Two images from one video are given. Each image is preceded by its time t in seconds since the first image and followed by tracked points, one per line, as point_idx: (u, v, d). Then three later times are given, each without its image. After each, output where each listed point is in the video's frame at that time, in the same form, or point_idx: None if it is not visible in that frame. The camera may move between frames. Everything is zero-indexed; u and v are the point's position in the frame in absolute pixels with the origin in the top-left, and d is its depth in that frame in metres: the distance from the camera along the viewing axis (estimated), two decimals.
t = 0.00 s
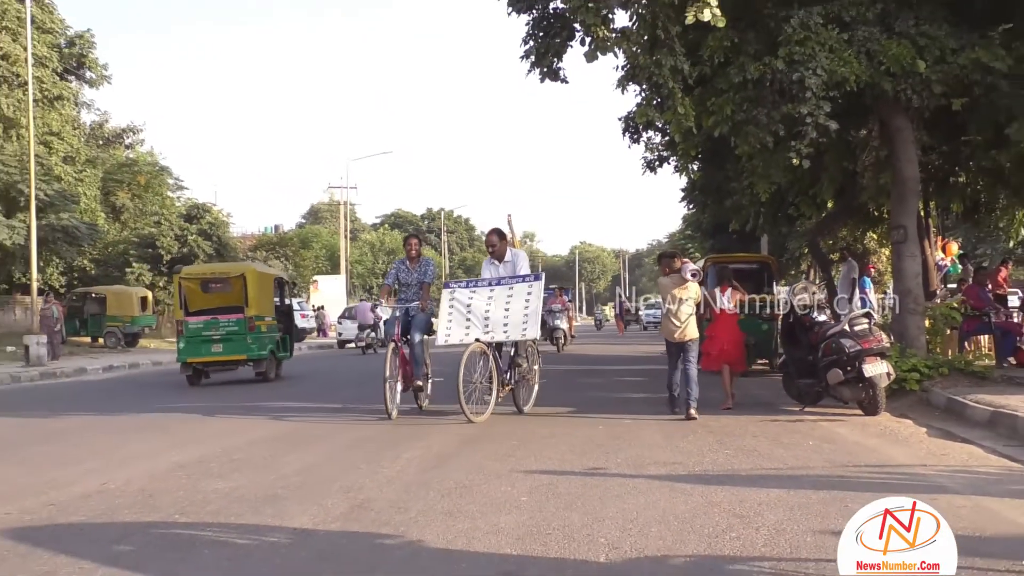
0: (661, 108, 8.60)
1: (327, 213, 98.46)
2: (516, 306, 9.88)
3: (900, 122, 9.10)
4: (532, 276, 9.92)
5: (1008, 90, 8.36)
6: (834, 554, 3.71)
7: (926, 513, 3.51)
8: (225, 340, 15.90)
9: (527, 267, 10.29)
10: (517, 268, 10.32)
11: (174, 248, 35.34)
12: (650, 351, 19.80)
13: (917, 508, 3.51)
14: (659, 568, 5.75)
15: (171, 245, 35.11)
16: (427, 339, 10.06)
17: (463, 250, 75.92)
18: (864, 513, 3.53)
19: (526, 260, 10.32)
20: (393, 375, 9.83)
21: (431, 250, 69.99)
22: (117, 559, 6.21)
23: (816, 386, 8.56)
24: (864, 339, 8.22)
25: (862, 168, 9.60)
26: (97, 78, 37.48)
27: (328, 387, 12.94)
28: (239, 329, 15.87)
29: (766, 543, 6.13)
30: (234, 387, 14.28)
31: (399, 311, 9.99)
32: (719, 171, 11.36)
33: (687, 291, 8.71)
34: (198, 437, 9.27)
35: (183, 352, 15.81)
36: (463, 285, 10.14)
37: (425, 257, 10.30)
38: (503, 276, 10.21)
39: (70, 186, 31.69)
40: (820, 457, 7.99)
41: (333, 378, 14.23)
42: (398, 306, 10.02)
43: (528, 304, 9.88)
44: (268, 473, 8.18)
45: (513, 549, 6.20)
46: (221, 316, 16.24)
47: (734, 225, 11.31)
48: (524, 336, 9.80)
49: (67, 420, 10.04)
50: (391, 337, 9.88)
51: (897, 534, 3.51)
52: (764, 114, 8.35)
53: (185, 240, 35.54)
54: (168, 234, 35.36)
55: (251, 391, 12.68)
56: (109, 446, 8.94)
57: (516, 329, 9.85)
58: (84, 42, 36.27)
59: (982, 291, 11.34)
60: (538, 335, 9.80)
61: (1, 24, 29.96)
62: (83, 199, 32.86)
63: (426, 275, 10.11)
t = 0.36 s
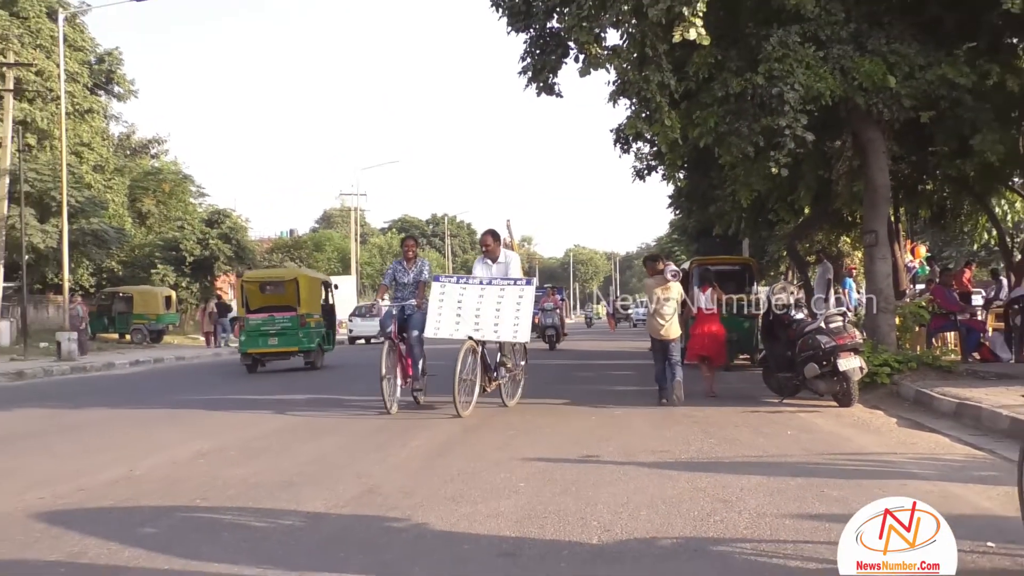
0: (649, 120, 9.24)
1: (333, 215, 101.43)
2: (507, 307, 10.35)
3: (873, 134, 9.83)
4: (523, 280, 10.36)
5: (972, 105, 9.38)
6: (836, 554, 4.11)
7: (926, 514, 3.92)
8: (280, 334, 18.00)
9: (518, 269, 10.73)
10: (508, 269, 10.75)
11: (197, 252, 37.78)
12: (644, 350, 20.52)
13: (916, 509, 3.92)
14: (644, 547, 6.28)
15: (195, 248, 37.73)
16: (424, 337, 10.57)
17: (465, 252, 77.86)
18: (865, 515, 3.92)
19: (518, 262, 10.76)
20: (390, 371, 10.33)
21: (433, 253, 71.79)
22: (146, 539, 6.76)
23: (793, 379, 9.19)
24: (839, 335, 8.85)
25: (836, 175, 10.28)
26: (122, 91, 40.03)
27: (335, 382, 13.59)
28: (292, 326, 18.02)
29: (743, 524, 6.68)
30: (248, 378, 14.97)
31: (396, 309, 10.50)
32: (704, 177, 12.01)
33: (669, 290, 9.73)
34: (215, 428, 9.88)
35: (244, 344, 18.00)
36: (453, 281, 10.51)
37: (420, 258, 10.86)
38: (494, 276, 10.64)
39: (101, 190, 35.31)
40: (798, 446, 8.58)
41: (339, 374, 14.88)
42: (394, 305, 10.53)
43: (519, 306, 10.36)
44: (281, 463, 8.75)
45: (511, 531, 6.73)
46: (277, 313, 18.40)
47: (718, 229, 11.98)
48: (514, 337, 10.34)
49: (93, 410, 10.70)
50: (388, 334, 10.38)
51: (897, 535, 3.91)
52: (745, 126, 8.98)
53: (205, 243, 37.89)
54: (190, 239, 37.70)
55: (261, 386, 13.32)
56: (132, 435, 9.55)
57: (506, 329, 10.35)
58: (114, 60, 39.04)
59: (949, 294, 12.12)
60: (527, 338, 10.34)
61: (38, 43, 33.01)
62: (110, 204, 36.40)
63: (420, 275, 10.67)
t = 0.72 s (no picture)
0: (638, 133, 10.15)
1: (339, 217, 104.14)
2: (501, 308, 10.73)
3: (847, 146, 10.83)
4: (518, 283, 10.72)
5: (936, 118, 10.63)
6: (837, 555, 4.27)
7: (925, 513, 4.10)
8: (325, 329, 21.37)
9: (513, 271, 11.10)
10: (502, 271, 11.10)
11: (218, 254, 41.89)
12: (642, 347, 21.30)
13: (916, 510, 4.10)
14: (634, 528, 6.79)
15: (217, 251, 41.86)
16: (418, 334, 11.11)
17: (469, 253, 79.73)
18: (865, 514, 4.09)
19: (513, 264, 11.14)
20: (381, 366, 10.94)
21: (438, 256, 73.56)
22: (175, 519, 7.38)
23: (773, 372, 9.92)
24: (815, 332, 9.54)
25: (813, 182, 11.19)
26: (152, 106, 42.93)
27: (346, 377, 14.31)
28: (334, 322, 21.34)
29: (726, 507, 7.24)
30: (261, 372, 15.75)
31: (390, 308, 11.05)
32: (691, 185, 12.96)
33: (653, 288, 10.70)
34: (233, 420, 10.57)
35: (293, 337, 21.25)
36: (450, 279, 10.76)
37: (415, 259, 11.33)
38: (489, 277, 10.98)
39: (128, 199, 37.74)
40: (776, 435, 9.26)
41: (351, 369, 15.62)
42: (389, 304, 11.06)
43: (513, 308, 10.77)
44: (295, 451, 9.38)
45: (511, 514, 7.30)
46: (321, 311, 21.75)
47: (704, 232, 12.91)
48: (508, 337, 10.75)
49: (118, 402, 11.43)
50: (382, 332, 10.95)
51: (898, 533, 4.10)
52: (728, 137, 9.87)
53: (228, 247, 42.01)
54: (212, 243, 41.84)
55: (276, 380, 14.08)
56: (156, 426, 10.23)
57: (500, 329, 10.76)
58: (141, 76, 42.04)
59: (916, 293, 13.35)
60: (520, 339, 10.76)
61: (70, 60, 36.36)
62: (138, 210, 39.34)
63: (414, 276, 11.16)
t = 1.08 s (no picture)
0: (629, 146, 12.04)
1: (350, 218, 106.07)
2: (501, 306, 10.61)
3: (820, 156, 13.04)
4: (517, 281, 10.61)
5: (903, 131, 12.76)
6: (837, 557, 4.19)
7: (925, 514, 4.03)
8: (362, 325, 23.05)
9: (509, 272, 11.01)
10: (498, 272, 11.05)
11: (239, 256, 43.17)
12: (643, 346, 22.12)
13: (916, 509, 4.02)
14: (624, 511, 7.09)
15: (238, 252, 43.06)
16: (413, 333, 11.70)
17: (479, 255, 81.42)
18: (865, 515, 4.03)
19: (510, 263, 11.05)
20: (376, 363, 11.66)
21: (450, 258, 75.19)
22: (203, 494, 7.96)
23: (753, 365, 10.79)
24: (791, 328, 10.38)
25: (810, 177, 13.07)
26: (178, 120, 43.84)
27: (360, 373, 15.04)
28: (368, 318, 22.96)
29: (708, 491, 7.58)
30: (274, 366, 16.59)
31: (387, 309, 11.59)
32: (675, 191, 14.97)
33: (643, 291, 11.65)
34: (251, 412, 11.30)
35: (332, 332, 23.02)
36: (449, 277, 10.62)
37: (411, 260, 11.78)
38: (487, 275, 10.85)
39: (156, 206, 39.26)
40: (755, 425, 9.98)
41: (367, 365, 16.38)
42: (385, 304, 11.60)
43: (512, 307, 10.65)
44: (308, 438, 10.07)
45: (510, 496, 7.67)
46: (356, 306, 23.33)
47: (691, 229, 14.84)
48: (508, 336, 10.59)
49: (143, 396, 12.18)
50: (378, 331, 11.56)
51: (898, 535, 4.02)
52: (711, 151, 11.87)
53: (249, 249, 43.38)
54: (234, 245, 43.13)
55: (295, 374, 14.83)
56: (180, 417, 10.95)
57: (500, 328, 10.63)
58: (169, 92, 42.80)
59: (884, 292, 14.83)
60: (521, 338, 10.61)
61: (103, 78, 37.79)
62: (165, 215, 40.78)
63: (410, 277, 11.65)
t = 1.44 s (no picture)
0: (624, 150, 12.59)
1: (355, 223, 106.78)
2: (500, 306, 10.58)
3: (811, 160, 13.73)
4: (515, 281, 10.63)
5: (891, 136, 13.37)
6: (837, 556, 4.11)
7: (925, 514, 3.93)
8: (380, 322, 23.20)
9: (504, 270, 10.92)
10: (496, 272, 10.92)
11: (248, 257, 43.55)
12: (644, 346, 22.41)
13: (916, 509, 3.92)
14: (621, 504, 6.32)
15: (247, 254, 43.46)
16: (405, 332, 11.85)
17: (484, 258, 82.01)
18: (865, 514, 3.94)
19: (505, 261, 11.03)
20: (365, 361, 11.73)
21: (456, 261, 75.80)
22: (188, 476, 7.53)
23: (745, 362, 11.41)
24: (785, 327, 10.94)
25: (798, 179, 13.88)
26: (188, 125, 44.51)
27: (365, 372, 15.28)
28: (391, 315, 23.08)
29: (705, 484, 6.93)
30: (279, 364, 16.93)
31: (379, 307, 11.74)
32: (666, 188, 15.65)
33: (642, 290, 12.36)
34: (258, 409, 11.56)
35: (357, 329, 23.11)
36: (448, 277, 10.42)
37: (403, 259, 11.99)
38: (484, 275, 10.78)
39: (168, 208, 39.74)
40: (749, 421, 10.11)
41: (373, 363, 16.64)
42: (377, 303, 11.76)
43: (510, 306, 10.66)
44: (312, 430, 10.29)
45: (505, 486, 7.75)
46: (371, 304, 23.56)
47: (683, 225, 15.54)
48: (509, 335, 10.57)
49: (153, 394, 12.45)
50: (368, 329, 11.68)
51: (897, 534, 3.92)
52: (703, 156, 12.52)
53: (257, 251, 43.79)
54: (244, 246, 43.49)
55: (301, 372, 15.08)
56: (189, 414, 11.20)
57: (500, 327, 10.60)
58: (180, 98, 43.22)
59: (874, 293, 15.53)
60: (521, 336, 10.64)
61: (115, 85, 38.20)
62: (177, 218, 41.23)
63: (402, 275, 11.85)
